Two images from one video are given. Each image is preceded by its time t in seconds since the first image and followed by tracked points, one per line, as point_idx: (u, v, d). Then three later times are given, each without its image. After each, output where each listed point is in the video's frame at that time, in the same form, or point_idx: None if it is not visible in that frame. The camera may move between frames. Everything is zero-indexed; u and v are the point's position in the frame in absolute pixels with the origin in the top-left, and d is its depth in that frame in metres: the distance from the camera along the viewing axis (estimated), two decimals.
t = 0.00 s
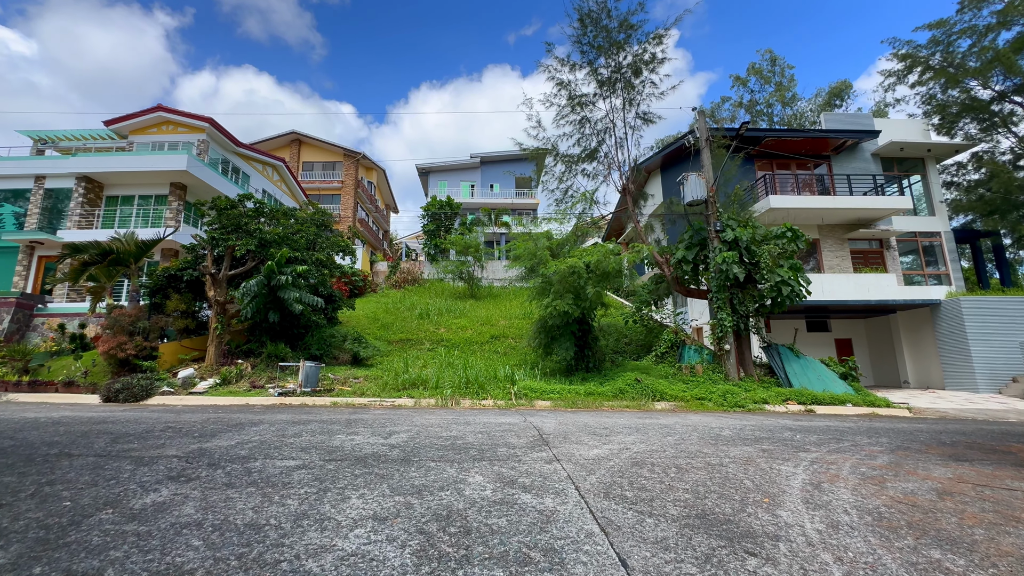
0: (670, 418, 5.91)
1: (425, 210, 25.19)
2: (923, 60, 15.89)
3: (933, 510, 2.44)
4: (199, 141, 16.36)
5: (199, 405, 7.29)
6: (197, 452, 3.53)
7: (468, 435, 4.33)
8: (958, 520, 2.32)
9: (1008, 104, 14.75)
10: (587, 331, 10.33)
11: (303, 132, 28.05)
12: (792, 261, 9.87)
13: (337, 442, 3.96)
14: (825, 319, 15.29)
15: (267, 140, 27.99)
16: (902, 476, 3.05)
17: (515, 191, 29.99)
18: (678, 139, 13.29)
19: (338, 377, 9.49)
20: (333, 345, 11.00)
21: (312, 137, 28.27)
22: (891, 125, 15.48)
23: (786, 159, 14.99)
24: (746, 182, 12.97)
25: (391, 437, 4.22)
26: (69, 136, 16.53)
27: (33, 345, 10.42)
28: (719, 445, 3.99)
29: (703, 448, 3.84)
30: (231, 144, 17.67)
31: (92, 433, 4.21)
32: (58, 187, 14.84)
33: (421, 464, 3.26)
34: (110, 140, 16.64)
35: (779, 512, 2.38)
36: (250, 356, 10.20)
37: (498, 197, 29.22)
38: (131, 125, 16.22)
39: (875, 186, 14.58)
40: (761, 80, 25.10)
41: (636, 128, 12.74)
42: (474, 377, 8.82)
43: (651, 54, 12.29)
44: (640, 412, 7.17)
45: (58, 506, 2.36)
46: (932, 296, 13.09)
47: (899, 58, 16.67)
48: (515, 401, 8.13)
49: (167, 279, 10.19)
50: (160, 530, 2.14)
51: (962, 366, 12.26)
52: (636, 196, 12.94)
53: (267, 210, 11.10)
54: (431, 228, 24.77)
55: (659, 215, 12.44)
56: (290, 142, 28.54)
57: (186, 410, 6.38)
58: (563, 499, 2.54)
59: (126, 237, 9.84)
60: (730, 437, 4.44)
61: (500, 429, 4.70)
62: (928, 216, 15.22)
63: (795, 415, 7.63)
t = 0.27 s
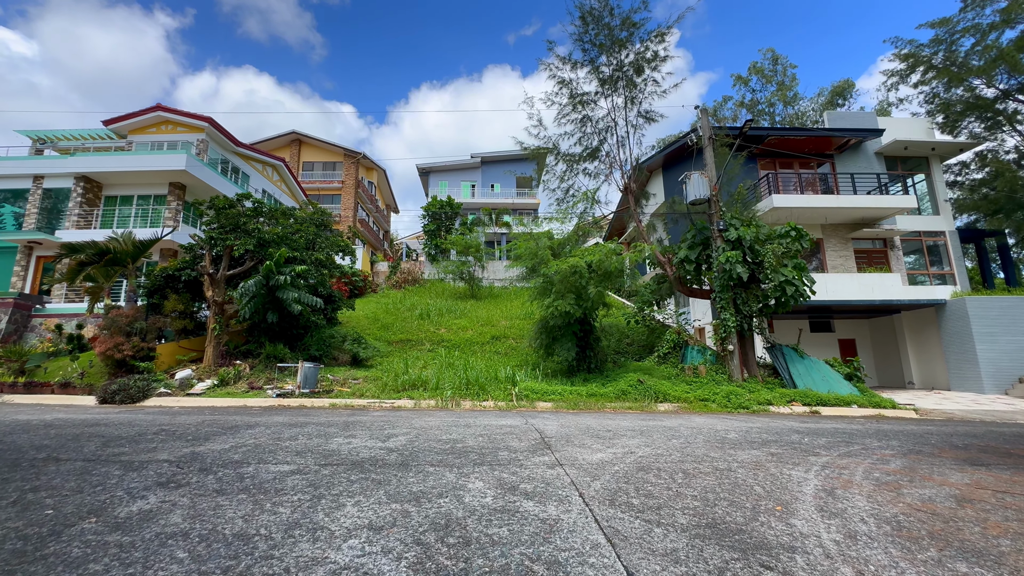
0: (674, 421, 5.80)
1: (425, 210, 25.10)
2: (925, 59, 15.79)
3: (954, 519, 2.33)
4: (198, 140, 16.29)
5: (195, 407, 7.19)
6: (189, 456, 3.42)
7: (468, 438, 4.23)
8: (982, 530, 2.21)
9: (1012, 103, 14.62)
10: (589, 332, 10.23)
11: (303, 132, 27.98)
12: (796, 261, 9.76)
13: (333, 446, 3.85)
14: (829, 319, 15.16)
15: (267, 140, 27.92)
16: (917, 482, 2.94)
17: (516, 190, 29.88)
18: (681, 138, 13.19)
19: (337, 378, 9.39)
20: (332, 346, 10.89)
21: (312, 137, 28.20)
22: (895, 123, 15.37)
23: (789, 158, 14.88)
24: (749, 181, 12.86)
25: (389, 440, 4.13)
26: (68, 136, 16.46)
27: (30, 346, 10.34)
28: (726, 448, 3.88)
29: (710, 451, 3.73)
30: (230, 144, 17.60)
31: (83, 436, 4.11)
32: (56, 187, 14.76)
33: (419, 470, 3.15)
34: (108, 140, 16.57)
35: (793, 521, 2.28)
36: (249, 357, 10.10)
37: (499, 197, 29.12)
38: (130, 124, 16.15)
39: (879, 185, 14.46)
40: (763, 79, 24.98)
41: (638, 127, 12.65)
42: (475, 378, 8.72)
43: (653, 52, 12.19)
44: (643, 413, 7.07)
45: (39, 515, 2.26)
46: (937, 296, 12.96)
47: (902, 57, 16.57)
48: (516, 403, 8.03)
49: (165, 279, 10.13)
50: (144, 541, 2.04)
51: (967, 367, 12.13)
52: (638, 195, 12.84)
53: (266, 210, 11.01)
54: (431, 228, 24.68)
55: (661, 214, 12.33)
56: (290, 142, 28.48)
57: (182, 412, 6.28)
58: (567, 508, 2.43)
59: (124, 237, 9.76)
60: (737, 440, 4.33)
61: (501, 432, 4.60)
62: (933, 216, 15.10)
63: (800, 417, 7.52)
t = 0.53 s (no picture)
0: (678, 423, 5.68)
1: (426, 209, 24.98)
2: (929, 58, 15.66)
3: (978, 530, 2.20)
4: (197, 139, 16.19)
5: (190, 407, 7.08)
6: (176, 460, 3.30)
7: (466, 441, 4.11)
8: (1010, 542, 2.08)
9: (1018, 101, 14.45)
10: (590, 332, 10.10)
11: (303, 131, 27.86)
12: (801, 260, 9.63)
13: (326, 449, 3.73)
14: (832, 319, 15.02)
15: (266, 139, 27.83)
16: (935, 489, 2.81)
17: (517, 190, 29.75)
18: (683, 136, 13.05)
19: (335, 378, 9.27)
20: (331, 345, 10.77)
21: (312, 136, 28.10)
22: (899, 122, 15.22)
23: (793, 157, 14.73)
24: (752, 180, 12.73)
25: (385, 442, 4.01)
26: (66, 134, 16.37)
27: (25, 346, 10.24)
28: (733, 452, 3.75)
29: (716, 456, 3.60)
30: (229, 142, 17.48)
31: (70, 438, 4.00)
32: (54, 185, 14.66)
33: (414, 475, 3.03)
34: (106, 138, 16.47)
35: (807, 531, 2.15)
36: (246, 357, 9.99)
37: (500, 197, 28.99)
38: (128, 122, 16.06)
39: (884, 184, 14.32)
40: (765, 78, 24.83)
41: (640, 125, 12.53)
42: (474, 379, 8.60)
43: (656, 49, 12.05)
44: (645, 415, 6.94)
45: (10, 524, 2.14)
46: (942, 296, 12.82)
47: (905, 56, 16.43)
48: (516, 403, 7.91)
49: (161, 278, 10.03)
50: (119, 553, 1.92)
51: (973, 367, 11.98)
52: (640, 194, 12.70)
53: (263, 208, 10.90)
54: (432, 228, 24.57)
55: (663, 213, 12.19)
56: (290, 141, 28.37)
57: (176, 413, 6.17)
58: (568, 516, 2.31)
59: (120, 235, 9.65)
60: (743, 443, 4.20)
61: (501, 434, 4.48)
62: (937, 215, 14.95)
63: (806, 419, 7.39)
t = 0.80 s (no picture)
0: (680, 426, 5.54)
1: (425, 207, 24.81)
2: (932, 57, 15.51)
3: (1003, 546, 2.07)
4: (194, 135, 16.03)
5: (182, 408, 6.94)
6: (159, 465, 3.17)
7: (462, 445, 3.97)
8: None
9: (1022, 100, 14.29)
10: (590, 332, 9.97)
11: (301, 128, 27.68)
12: (803, 260, 9.51)
13: (317, 454, 3.59)
14: (833, 320, 14.91)
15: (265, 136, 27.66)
16: (952, 500, 2.68)
17: (517, 188, 29.59)
18: (685, 134, 12.92)
19: (331, 378, 9.14)
20: (327, 345, 10.63)
21: (311, 133, 27.92)
22: (902, 121, 15.09)
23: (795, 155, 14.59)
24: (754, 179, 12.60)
25: (378, 446, 3.87)
26: (61, 130, 16.20)
27: (17, 344, 10.09)
28: (738, 458, 3.62)
29: (721, 462, 3.47)
30: (226, 139, 17.33)
31: (51, 441, 3.86)
32: (48, 181, 14.50)
33: (406, 482, 2.89)
34: (102, 134, 16.31)
35: (821, 548, 2.02)
36: (241, 356, 9.84)
37: (499, 195, 28.82)
38: (124, 118, 15.90)
39: (887, 183, 14.18)
40: (767, 77, 24.68)
41: (642, 122, 12.38)
42: (472, 379, 8.46)
43: (657, 46, 11.90)
44: (646, 417, 6.82)
45: None
46: (945, 296, 12.69)
47: (908, 54, 16.28)
48: (515, 405, 7.78)
49: (155, 276, 9.90)
50: (84, 571, 1.78)
51: (976, 369, 11.87)
52: (641, 192, 12.56)
53: (259, 205, 10.74)
54: (431, 226, 24.42)
55: (664, 212, 12.05)
56: (288, 138, 28.20)
57: (167, 414, 6.04)
58: (567, 530, 2.18)
59: (113, 232, 9.50)
60: (748, 449, 4.07)
61: (498, 437, 4.34)
62: (940, 215, 14.83)
63: (809, 421, 7.27)
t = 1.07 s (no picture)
0: (680, 426, 5.43)
1: (422, 204, 24.63)
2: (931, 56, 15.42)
3: None
4: (187, 129, 15.82)
5: (172, 406, 6.79)
6: (141, 467, 3.04)
7: (457, 446, 3.86)
8: None
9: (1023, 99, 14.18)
10: (588, 330, 9.87)
11: (298, 124, 27.43)
12: (804, 258, 9.42)
13: (306, 455, 3.46)
14: (832, 319, 14.85)
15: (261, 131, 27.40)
16: (966, 506, 2.58)
17: (515, 185, 29.42)
18: (685, 131, 12.80)
19: (325, 376, 9.00)
20: (322, 342, 10.48)
21: (307, 129, 27.68)
22: (903, 119, 15.03)
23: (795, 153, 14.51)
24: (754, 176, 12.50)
25: (370, 447, 3.75)
26: (52, 123, 15.96)
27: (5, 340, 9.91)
28: (742, 460, 3.51)
29: (726, 465, 3.36)
30: (221, 133, 17.12)
31: (31, 440, 3.72)
32: (39, 175, 14.28)
33: (398, 486, 2.77)
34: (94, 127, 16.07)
35: (835, 558, 1.92)
36: (234, 353, 9.69)
37: (497, 192, 28.65)
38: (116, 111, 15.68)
39: (887, 182, 14.10)
40: (766, 75, 24.58)
41: (641, 118, 12.26)
42: (469, 378, 8.33)
43: (657, 41, 11.77)
44: (645, 416, 6.72)
45: None
46: (944, 296, 12.65)
47: (908, 53, 16.19)
48: (511, 404, 7.66)
49: (146, 271, 9.73)
50: None
51: (975, 369, 11.83)
52: (640, 189, 12.44)
53: (253, 199, 10.58)
54: (428, 223, 24.24)
55: (663, 209, 11.94)
56: (284, 133, 27.95)
57: (156, 412, 5.90)
58: (567, 538, 2.06)
59: (103, 226, 9.33)
60: (751, 450, 3.97)
61: (495, 438, 4.23)
62: (940, 214, 14.78)
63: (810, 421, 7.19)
